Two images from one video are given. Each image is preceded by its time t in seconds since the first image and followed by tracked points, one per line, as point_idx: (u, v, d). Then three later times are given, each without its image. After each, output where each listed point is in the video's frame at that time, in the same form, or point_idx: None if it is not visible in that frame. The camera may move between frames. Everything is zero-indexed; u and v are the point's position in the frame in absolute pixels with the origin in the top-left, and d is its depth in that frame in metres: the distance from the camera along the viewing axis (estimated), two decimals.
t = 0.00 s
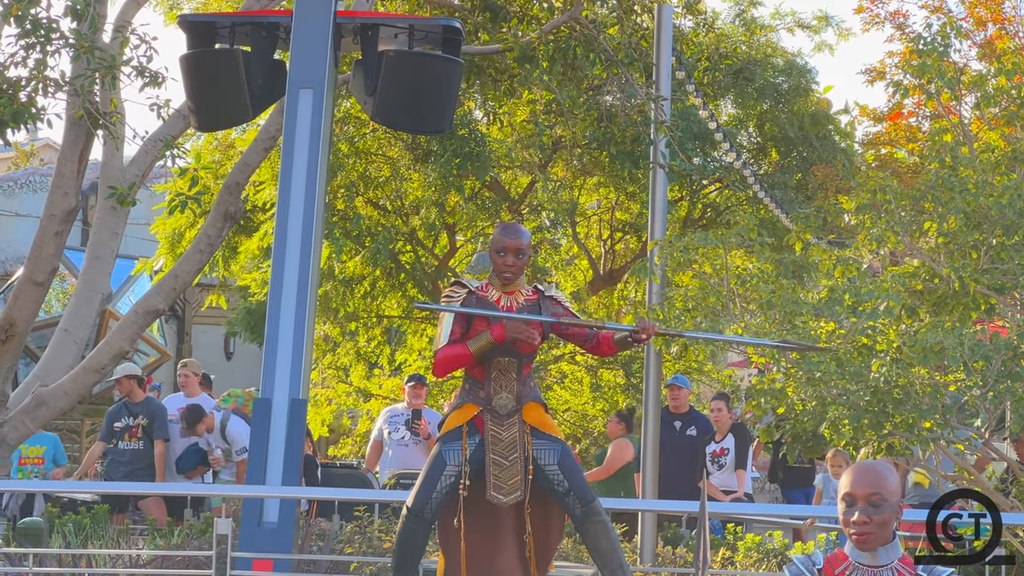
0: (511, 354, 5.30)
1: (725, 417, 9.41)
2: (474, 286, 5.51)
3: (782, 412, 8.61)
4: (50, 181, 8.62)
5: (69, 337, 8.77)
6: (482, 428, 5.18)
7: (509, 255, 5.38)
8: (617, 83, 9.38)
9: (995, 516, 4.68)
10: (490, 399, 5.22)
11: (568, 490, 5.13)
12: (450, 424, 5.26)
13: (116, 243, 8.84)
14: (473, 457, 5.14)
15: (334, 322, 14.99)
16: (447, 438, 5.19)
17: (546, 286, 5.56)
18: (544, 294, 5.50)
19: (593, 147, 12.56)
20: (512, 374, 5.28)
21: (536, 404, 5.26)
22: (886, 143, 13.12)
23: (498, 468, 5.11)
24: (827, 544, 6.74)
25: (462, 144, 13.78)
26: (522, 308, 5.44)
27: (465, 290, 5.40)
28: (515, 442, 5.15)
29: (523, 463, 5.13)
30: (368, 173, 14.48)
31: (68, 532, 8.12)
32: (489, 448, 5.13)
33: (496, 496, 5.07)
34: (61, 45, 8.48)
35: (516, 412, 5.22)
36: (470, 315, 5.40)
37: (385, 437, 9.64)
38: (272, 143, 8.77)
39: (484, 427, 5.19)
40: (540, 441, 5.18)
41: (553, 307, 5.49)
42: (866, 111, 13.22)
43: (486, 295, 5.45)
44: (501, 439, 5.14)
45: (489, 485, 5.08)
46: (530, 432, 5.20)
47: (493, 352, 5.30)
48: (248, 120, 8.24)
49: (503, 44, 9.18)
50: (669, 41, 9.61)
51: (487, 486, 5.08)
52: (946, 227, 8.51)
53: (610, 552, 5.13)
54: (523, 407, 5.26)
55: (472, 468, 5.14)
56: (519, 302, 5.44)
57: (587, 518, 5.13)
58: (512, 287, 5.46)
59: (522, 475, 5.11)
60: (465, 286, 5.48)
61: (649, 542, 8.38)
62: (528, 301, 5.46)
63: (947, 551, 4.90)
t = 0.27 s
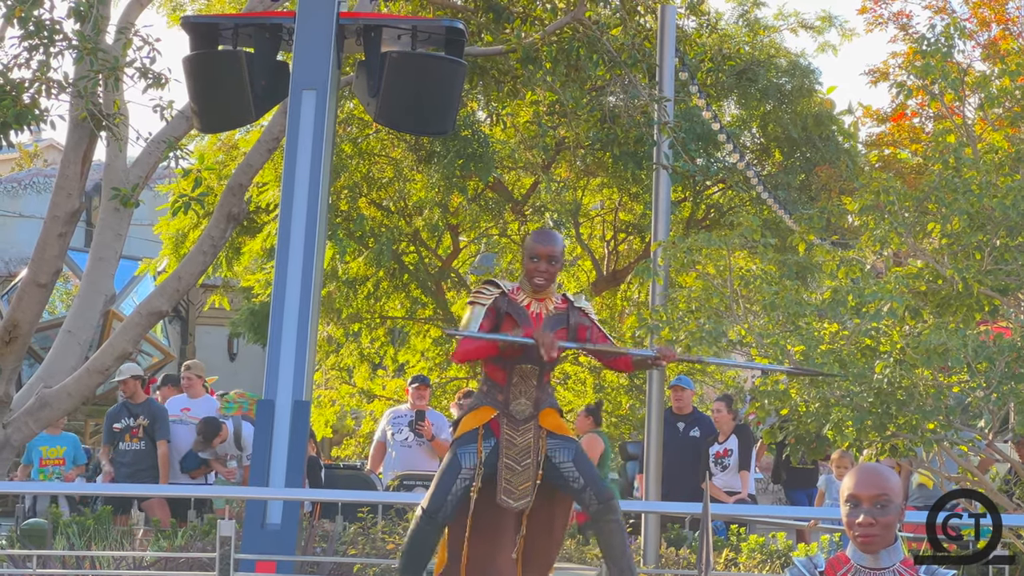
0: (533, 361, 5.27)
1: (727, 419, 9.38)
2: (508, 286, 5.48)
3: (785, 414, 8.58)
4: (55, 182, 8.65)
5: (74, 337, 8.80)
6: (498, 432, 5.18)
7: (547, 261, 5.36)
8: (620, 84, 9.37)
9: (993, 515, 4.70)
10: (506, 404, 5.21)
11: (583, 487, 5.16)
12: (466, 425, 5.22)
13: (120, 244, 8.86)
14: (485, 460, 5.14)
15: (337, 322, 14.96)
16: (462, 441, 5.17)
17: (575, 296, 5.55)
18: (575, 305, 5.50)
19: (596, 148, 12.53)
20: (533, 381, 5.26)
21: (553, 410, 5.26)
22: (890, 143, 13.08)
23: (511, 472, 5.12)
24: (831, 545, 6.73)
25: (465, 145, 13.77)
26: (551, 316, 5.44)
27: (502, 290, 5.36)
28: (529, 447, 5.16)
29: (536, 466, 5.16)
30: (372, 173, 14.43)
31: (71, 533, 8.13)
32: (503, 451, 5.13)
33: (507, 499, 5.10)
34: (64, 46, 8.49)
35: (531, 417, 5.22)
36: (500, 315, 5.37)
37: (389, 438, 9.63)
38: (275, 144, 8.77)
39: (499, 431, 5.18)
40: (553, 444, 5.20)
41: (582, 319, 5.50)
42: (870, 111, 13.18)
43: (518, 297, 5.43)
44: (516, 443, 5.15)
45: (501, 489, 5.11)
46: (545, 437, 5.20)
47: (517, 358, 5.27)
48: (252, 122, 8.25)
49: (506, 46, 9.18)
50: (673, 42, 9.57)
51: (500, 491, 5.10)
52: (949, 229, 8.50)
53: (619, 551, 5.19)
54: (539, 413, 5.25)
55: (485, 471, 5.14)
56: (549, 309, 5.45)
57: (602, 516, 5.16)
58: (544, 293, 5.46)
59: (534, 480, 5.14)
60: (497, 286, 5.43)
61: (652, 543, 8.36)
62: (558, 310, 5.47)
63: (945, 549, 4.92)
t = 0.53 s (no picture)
0: (603, 357, 5.25)
1: (728, 421, 9.43)
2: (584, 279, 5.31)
3: (787, 415, 8.55)
4: (56, 183, 8.66)
5: (76, 339, 8.82)
6: (559, 420, 5.15)
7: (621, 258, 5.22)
8: (622, 85, 9.32)
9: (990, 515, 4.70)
10: (572, 395, 5.15)
11: (630, 486, 5.05)
12: (533, 416, 5.22)
13: (121, 245, 8.86)
14: (547, 451, 5.11)
15: (338, 324, 14.94)
16: (527, 433, 5.18)
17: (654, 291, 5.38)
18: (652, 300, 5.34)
19: (598, 149, 12.52)
20: (600, 376, 5.24)
21: (617, 406, 5.18)
22: (893, 144, 13.08)
23: (568, 464, 5.06)
24: (834, 546, 6.72)
25: (467, 146, 13.78)
26: (626, 312, 5.28)
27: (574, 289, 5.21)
28: (589, 441, 5.09)
29: (592, 461, 5.07)
30: (374, 175, 14.40)
31: (73, 535, 8.13)
32: (562, 443, 5.09)
33: (560, 490, 5.03)
34: (65, 48, 8.49)
35: (595, 411, 5.15)
36: (571, 311, 5.23)
37: (391, 439, 9.61)
38: (277, 145, 8.76)
39: (561, 422, 5.14)
40: (614, 442, 5.11)
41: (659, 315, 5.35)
42: (872, 112, 13.18)
43: (593, 291, 5.27)
44: (576, 436, 5.10)
45: (557, 479, 5.05)
46: (607, 432, 5.12)
47: (586, 353, 5.24)
48: (252, 125, 8.22)
49: (508, 47, 9.18)
50: (675, 42, 9.55)
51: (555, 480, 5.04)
52: (951, 230, 8.48)
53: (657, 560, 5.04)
54: (605, 408, 5.18)
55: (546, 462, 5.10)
56: (625, 303, 5.29)
57: (637, 520, 5.03)
58: (620, 288, 5.29)
59: (590, 474, 5.06)
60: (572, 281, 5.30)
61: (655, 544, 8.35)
62: (633, 304, 5.31)
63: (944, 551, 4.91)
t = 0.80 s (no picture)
0: (637, 336, 5.06)
1: (727, 421, 9.49)
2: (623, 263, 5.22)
3: (785, 416, 8.54)
4: (55, 184, 8.68)
5: (74, 339, 8.83)
6: (606, 402, 4.98)
7: (651, 234, 5.08)
8: (621, 86, 9.29)
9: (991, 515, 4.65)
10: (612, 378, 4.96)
11: (653, 484, 4.82)
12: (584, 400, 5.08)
13: (120, 246, 8.85)
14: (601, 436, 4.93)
15: (338, 324, 14.89)
16: (583, 412, 5.02)
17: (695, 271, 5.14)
18: (688, 278, 5.11)
19: (596, 150, 12.51)
20: (637, 356, 5.05)
21: (661, 388, 4.93)
22: (892, 145, 13.07)
23: (616, 448, 4.87)
24: (832, 547, 6.73)
25: (465, 147, 13.73)
26: (659, 291, 5.10)
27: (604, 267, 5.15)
28: (636, 424, 4.89)
29: (641, 446, 4.87)
30: (372, 175, 14.37)
31: (71, 536, 8.12)
32: (611, 425, 4.90)
33: (609, 476, 4.83)
34: (64, 49, 8.48)
35: (640, 393, 4.93)
36: (605, 292, 5.15)
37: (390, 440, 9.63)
38: (276, 146, 8.77)
39: (609, 406, 4.96)
40: (659, 427, 4.90)
41: (695, 294, 5.08)
42: (870, 113, 13.17)
43: (628, 272, 5.16)
44: (623, 419, 4.90)
45: (606, 465, 4.85)
46: (652, 416, 4.91)
47: (619, 333, 5.08)
48: (250, 125, 8.21)
49: (506, 47, 9.17)
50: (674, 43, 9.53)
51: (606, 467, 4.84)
52: (950, 231, 8.47)
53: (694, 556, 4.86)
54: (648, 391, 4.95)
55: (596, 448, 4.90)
56: (659, 283, 5.11)
57: (651, 520, 4.81)
58: (657, 267, 5.13)
59: (641, 458, 4.85)
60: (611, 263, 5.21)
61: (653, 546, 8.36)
62: (669, 283, 5.10)
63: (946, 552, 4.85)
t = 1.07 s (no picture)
0: (646, 330, 5.28)
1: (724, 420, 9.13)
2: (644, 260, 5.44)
3: (779, 417, 8.54)
4: (48, 185, 8.67)
5: (68, 340, 8.83)
6: (624, 402, 5.32)
7: (663, 229, 5.28)
8: (615, 87, 9.47)
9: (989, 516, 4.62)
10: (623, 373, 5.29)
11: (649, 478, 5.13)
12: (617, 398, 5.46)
13: (113, 246, 8.83)
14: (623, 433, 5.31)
15: (331, 324, 14.89)
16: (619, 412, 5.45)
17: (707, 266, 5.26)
18: (696, 271, 5.25)
19: (589, 150, 12.55)
20: (645, 350, 5.26)
21: (670, 382, 5.18)
22: (885, 145, 13.10)
23: (632, 445, 5.21)
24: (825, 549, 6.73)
25: (459, 147, 13.94)
26: (667, 284, 5.28)
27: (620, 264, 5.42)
28: (645, 418, 5.19)
29: (649, 440, 5.17)
30: (366, 175, 14.40)
31: (64, 536, 8.10)
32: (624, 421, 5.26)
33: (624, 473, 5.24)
34: (57, 49, 8.46)
35: (650, 388, 5.23)
36: (620, 287, 5.42)
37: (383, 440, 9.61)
38: (269, 147, 8.77)
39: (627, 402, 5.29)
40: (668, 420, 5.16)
41: (701, 288, 5.21)
42: (864, 113, 13.19)
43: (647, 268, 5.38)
44: (635, 414, 5.23)
45: (623, 460, 5.22)
46: (662, 409, 5.18)
47: (632, 327, 5.32)
48: (244, 125, 8.12)
49: (500, 48, 9.21)
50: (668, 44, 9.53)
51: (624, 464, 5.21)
52: (943, 232, 8.47)
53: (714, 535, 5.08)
54: (658, 384, 5.22)
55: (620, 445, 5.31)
56: (668, 277, 5.29)
57: (654, 515, 5.13)
58: (669, 260, 5.31)
59: (648, 453, 5.16)
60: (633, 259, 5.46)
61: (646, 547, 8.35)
62: (677, 277, 5.27)
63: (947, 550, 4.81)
